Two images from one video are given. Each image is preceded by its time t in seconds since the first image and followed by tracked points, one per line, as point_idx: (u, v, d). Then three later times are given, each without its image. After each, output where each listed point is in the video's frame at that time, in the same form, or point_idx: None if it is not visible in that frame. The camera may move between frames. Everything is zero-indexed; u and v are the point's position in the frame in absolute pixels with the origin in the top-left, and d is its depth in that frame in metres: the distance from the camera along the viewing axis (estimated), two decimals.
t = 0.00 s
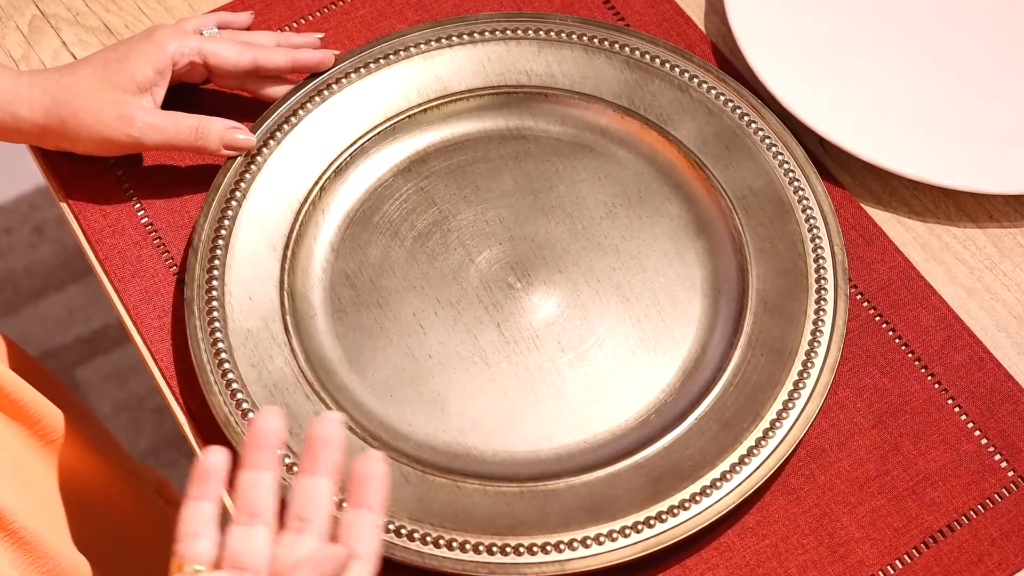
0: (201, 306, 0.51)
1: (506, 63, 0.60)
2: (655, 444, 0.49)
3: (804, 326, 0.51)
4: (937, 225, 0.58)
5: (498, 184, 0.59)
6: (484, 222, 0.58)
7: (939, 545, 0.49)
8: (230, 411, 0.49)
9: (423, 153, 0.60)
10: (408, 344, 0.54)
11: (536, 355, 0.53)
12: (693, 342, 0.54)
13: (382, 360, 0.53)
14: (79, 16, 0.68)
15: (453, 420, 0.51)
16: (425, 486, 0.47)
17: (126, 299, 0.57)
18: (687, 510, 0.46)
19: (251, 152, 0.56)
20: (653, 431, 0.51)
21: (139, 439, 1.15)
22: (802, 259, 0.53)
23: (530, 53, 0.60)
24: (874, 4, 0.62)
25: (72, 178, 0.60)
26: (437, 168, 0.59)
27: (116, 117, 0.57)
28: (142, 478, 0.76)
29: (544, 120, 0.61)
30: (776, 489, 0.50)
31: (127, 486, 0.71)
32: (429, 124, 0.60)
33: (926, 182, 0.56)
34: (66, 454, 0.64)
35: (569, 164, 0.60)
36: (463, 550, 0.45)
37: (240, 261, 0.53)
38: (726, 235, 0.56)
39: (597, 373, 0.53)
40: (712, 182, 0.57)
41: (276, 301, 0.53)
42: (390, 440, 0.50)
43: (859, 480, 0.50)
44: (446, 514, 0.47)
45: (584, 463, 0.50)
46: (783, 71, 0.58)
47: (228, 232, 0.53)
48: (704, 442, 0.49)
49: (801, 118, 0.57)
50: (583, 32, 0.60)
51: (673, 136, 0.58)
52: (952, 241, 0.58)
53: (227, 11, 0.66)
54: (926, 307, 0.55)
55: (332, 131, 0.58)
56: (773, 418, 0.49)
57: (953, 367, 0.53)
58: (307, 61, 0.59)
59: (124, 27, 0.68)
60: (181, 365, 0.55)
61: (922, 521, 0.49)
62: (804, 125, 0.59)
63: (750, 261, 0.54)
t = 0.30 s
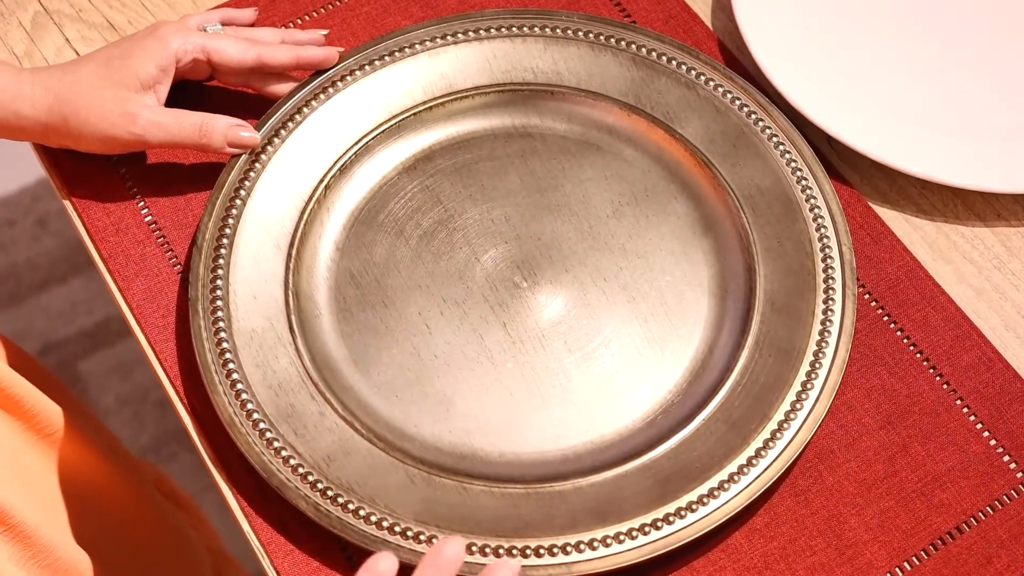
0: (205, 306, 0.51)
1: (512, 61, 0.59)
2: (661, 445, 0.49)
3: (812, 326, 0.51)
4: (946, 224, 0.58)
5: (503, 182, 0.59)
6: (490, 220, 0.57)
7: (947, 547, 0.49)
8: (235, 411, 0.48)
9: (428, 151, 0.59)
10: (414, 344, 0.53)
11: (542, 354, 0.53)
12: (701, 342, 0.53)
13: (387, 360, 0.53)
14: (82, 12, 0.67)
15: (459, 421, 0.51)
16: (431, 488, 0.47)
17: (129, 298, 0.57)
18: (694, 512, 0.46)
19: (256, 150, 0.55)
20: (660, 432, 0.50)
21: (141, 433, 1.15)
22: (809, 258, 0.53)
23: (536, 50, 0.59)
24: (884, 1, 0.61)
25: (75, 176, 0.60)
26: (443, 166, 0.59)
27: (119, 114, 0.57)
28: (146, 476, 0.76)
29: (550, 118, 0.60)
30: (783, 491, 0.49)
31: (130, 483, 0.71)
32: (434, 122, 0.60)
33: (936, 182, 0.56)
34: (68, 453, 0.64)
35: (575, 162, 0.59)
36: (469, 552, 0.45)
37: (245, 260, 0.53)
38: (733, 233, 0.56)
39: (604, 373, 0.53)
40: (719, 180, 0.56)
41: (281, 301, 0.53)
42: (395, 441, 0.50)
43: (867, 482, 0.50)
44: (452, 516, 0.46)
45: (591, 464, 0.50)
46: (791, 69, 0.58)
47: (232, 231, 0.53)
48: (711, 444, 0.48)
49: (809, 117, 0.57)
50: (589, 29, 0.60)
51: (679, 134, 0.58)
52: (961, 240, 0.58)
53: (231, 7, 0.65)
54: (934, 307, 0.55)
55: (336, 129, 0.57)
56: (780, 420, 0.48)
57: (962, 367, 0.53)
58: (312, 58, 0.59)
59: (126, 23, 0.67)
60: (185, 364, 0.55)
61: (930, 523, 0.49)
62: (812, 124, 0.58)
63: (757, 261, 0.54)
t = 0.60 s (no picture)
0: (213, 308, 0.51)
1: (521, 60, 0.59)
2: (672, 449, 0.48)
3: (823, 329, 0.50)
4: (958, 225, 0.58)
5: (512, 182, 0.58)
6: (499, 222, 0.57)
7: (960, 552, 0.48)
8: (243, 414, 0.48)
9: (436, 151, 0.59)
10: (422, 346, 0.53)
11: (551, 357, 0.53)
12: (711, 345, 0.53)
13: (395, 362, 0.53)
14: (87, 10, 0.67)
15: (468, 424, 0.51)
16: (440, 493, 0.47)
17: (137, 299, 0.56)
18: (705, 517, 0.46)
19: (264, 151, 0.55)
20: (670, 436, 0.50)
21: (145, 427, 1.15)
22: (821, 261, 0.53)
23: (545, 50, 0.59)
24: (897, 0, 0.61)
25: (81, 175, 0.60)
26: (451, 166, 0.59)
27: (126, 115, 0.57)
28: (152, 474, 0.76)
29: (559, 118, 0.60)
30: (795, 495, 0.49)
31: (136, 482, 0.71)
32: (443, 122, 0.59)
33: (944, 181, 0.55)
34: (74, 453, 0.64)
35: (584, 163, 0.59)
36: (479, 557, 0.45)
37: (253, 262, 0.53)
38: (744, 235, 0.55)
39: (614, 376, 0.52)
40: (730, 181, 0.56)
41: (289, 303, 0.52)
42: (404, 444, 0.50)
43: (879, 486, 0.50)
44: (462, 521, 0.46)
45: (601, 468, 0.49)
46: (802, 66, 0.57)
47: (240, 233, 0.53)
48: (722, 448, 0.48)
49: (818, 116, 0.56)
50: (599, 29, 0.59)
51: (690, 135, 0.57)
52: (973, 242, 0.57)
53: (238, 5, 0.65)
54: (946, 310, 0.54)
55: (345, 129, 0.57)
56: (792, 424, 0.48)
57: (974, 370, 0.53)
58: (318, 58, 0.59)
59: (132, 22, 0.67)
60: (193, 366, 0.54)
61: (942, 527, 0.49)
62: (822, 124, 0.58)
63: (768, 263, 0.53)
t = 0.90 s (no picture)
0: (211, 314, 0.50)
1: (522, 63, 0.58)
2: (674, 458, 0.48)
3: (826, 336, 0.50)
4: (962, 231, 0.57)
5: (513, 187, 0.58)
6: (500, 227, 0.57)
7: (963, 561, 0.48)
8: (242, 422, 0.48)
9: (436, 155, 0.59)
10: (423, 352, 0.53)
11: (553, 364, 0.53)
12: (713, 352, 0.53)
13: (395, 369, 0.52)
14: (86, 12, 0.67)
15: (469, 431, 0.51)
16: (440, 501, 0.47)
17: (134, 305, 0.56)
18: (707, 526, 0.45)
19: (263, 155, 0.55)
20: (672, 444, 0.50)
21: (146, 423, 1.15)
22: (824, 267, 0.52)
23: (547, 53, 0.58)
24: (902, 3, 0.60)
25: (79, 179, 0.59)
26: (452, 170, 0.58)
27: (124, 119, 0.56)
28: (153, 479, 0.76)
29: (561, 122, 0.60)
30: (797, 504, 0.49)
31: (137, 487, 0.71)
32: (443, 125, 0.59)
33: (948, 186, 0.54)
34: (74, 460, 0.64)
35: (586, 167, 0.58)
36: (480, 566, 0.45)
37: (252, 268, 0.52)
38: (746, 240, 0.55)
39: (616, 383, 0.52)
40: (732, 186, 0.55)
41: (288, 309, 0.52)
42: (404, 452, 0.50)
43: (882, 495, 0.49)
44: (462, 530, 0.46)
45: (602, 476, 0.49)
46: (806, 70, 0.57)
47: (239, 238, 0.52)
48: (724, 457, 0.48)
49: (821, 120, 0.56)
50: (601, 31, 0.59)
51: (692, 139, 0.57)
52: (977, 248, 0.57)
53: (237, 7, 0.65)
54: (950, 316, 0.54)
55: (344, 133, 0.57)
56: (795, 432, 0.48)
57: (978, 378, 0.52)
58: (318, 61, 0.58)
59: (131, 23, 0.66)
60: (191, 372, 0.54)
61: (945, 537, 0.48)
62: (826, 128, 0.57)
63: (771, 269, 0.53)
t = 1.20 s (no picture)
0: (201, 315, 0.50)
1: (515, 61, 0.58)
2: (666, 459, 0.48)
3: (820, 337, 0.50)
4: (957, 230, 0.57)
5: (506, 186, 0.57)
6: (492, 226, 0.56)
7: (956, 564, 0.48)
8: (232, 423, 0.47)
9: (429, 154, 0.58)
10: (414, 353, 0.52)
11: (545, 364, 0.52)
12: (706, 353, 0.53)
13: (387, 369, 0.52)
14: (77, 9, 0.66)
15: (460, 432, 0.50)
16: (431, 503, 0.46)
17: (125, 305, 0.56)
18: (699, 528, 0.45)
19: (254, 153, 0.54)
20: (665, 445, 0.50)
21: (142, 418, 1.15)
22: (817, 267, 0.52)
23: (540, 51, 0.58)
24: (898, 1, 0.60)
25: (69, 179, 0.59)
26: (444, 169, 0.58)
27: (114, 119, 0.56)
28: (150, 476, 0.75)
29: (554, 120, 0.59)
30: (790, 506, 0.48)
31: (132, 486, 0.70)
32: (436, 124, 0.59)
33: (943, 185, 0.54)
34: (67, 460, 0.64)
35: (579, 166, 0.58)
36: (470, 569, 0.44)
37: (242, 268, 0.52)
38: (740, 240, 0.55)
39: (608, 384, 0.52)
40: (726, 185, 0.55)
41: (279, 309, 0.52)
42: (395, 453, 0.49)
43: (875, 496, 0.49)
44: (452, 533, 0.46)
45: (594, 478, 0.49)
46: (802, 68, 0.56)
47: (230, 238, 0.52)
48: (716, 459, 0.47)
49: (817, 119, 0.55)
50: (595, 29, 0.58)
51: (686, 138, 0.56)
52: (972, 248, 0.56)
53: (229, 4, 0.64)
54: (945, 317, 0.54)
55: (336, 132, 0.56)
56: (788, 434, 0.47)
57: (972, 379, 0.52)
58: (311, 59, 0.57)
59: (122, 21, 0.66)
60: (182, 373, 0.54)
61: (938, 539, 0.48)
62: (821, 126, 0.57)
63: (765, 269, 0.53)
